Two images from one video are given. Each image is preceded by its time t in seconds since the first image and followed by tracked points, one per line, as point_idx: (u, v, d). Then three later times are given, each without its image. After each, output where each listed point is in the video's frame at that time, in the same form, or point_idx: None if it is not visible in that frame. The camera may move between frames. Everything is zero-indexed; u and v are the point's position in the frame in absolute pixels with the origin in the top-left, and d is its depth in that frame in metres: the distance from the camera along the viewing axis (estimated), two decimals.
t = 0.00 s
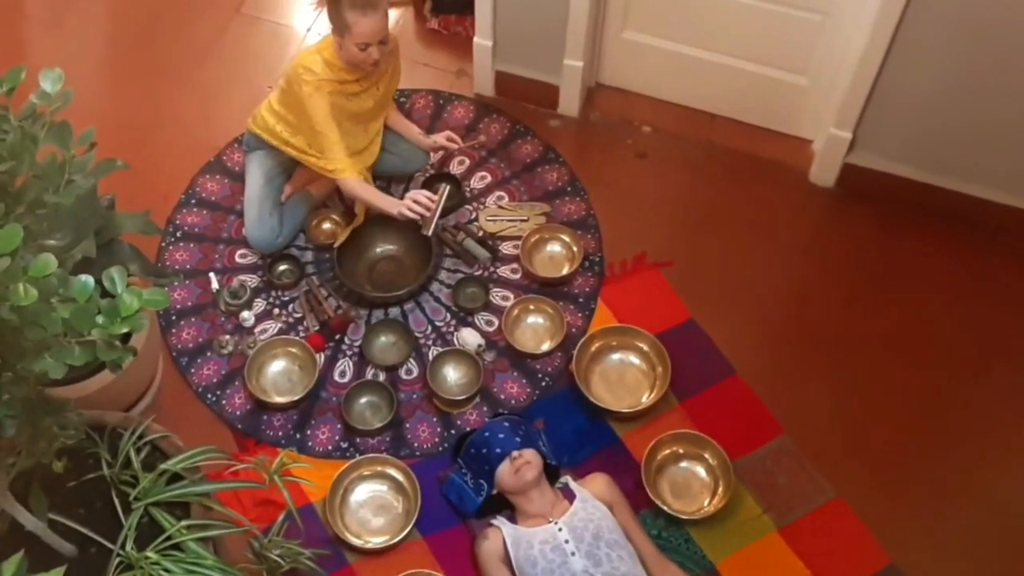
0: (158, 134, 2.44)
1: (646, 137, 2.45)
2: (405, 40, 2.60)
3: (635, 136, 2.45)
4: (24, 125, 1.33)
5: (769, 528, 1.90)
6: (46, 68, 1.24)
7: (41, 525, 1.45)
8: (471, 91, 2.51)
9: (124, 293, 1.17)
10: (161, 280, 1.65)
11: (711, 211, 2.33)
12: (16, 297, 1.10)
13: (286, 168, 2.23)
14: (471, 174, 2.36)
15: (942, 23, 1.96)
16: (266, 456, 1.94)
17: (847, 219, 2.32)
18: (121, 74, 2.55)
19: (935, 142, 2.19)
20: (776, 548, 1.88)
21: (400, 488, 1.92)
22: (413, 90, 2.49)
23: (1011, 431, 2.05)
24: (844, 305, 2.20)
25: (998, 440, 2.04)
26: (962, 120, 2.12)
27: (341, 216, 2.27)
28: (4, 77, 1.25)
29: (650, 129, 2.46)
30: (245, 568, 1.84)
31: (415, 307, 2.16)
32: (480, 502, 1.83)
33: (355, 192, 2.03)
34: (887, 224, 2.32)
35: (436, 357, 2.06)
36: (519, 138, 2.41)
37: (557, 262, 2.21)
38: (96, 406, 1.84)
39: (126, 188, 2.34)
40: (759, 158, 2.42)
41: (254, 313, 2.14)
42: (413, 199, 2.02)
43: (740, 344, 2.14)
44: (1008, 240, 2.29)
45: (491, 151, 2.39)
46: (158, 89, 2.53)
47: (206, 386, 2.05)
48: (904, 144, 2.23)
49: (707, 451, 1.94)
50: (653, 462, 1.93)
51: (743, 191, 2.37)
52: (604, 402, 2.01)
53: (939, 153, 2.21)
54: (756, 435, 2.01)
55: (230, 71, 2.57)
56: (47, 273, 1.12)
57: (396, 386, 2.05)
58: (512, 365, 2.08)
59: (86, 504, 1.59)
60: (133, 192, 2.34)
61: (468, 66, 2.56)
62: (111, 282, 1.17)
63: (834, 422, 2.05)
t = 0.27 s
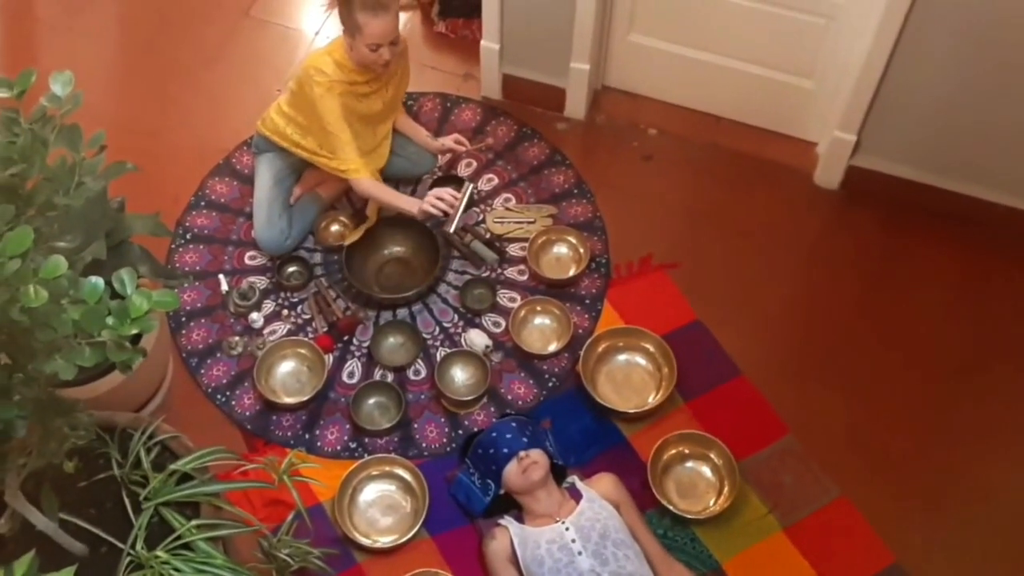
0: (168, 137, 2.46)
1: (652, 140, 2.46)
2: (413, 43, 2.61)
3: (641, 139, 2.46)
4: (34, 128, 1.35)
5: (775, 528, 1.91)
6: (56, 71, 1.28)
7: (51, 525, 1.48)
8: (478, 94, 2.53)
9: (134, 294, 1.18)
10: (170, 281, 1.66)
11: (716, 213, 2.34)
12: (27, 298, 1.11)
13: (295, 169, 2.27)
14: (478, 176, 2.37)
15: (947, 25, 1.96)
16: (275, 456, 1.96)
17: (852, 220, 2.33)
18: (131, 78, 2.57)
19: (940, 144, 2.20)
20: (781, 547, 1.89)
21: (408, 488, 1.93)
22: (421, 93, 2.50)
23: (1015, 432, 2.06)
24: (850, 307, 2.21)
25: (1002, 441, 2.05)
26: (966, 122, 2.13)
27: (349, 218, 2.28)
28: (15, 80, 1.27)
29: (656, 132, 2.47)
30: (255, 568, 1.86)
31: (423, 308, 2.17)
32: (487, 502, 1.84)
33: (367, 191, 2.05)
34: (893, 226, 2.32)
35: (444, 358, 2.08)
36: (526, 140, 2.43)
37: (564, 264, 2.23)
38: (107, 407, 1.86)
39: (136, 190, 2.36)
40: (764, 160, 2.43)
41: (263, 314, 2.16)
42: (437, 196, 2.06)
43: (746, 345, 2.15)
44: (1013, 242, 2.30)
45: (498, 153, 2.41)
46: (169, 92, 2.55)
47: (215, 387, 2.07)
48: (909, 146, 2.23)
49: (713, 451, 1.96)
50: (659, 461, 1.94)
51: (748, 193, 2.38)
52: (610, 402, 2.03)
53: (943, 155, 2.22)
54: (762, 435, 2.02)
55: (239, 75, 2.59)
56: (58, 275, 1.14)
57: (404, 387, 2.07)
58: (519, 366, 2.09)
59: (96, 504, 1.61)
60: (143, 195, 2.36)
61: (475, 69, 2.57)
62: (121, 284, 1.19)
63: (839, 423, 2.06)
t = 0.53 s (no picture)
0: (179, 137, 2.48)
1: (659, 139, 2.47)
2: (422, 44, 2.63)
3: (649, 138, 2.47)
4: (46, 128, 1.37)
5: (781, 524, 1.92)
6: (66, 72, 1.29)
7: (64, 521, 1.51)
8: (487, 94, 2.54)
9: (144, 293, 1.19)
10: (181, 280, 1.70)
11: (723, 212, 2.35)
12: (39, 296, 1.13)
13: (305, 170, 2.27)
14: (486, 176, 2.39)
15: (953, 25, 1.97)
16: (285, 453, 1.97)
17: (858, 219, 2.34)
18: (142, 79, 2.59)
19: (946, 143, 2.20)
20: (787, 544, 1.90)
21: (417, 485, 1.95)
22: (430, 93, 2.52)
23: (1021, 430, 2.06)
24: (857, 306, 2.22)
25: (1008, 439, 2.05)
26: (972, 122, 2.13)
27: (359, 218, 2.31)
28: (26, 80, 1.29)
29: (663, 132, 2.48)
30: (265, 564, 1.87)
31: (432, 307, 2.19)
32: (496, 498, 1.87)
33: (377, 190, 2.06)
34: (900, 225, 2.33)
35: (452, 356, 2.09)
36: (534, 140, 2.44)
37: (572, 263, 2.24)
38: (119, 405, 1.88)
39: (147, 190, 2.38)
40: (771, 159, 2.44)
41: (273, 313, 2.18)
42: (453, 195, 2.06)
43: (753, 344, 2.16)
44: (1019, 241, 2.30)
45: (507, 153, 2.42)
46: (179, 93, 2.57)
47: (226, 385, 2.08)
48: (915, 145, 2.24)
49: (720, 449, 1.97)
50: (666, 459, 1.96)
51: (755, 192, 2.39)
52: (618, 400, 2.04)
53: (949, 155, 2.23)
54: (768, 433, 2.03)
55: (249, 75, 2.60)
56: (69, 274, 1.15)
57: (413, 385, 2.08)
58: (528, 364, 2.11)
59: (108, 501, 1.62)
60: (154, 195, 2.38)
61: (483, 70, 2.59)
62: (132, 283, 1.20)
63: (846, 421, 2.06)
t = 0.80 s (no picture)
0: (190, 137, 2.50)
1: (667, 139, 2.47)
2: (431, 44, 2.64)
3: (658, 138, 2.48)
4: (58, 126, 1.38)
5: (789, 523, 1.93)
6: (79, 71, 1.31)
7: (75, 518, 1.52)
8: (496, 94, 2.55)
9: (156, 290, 1.21)
10: (193, 278, 1.71)
11: (731, 212, 2.36)
12: (51, 293, 1.15)
13: (315, 169, 2.29)
14: (496, 175, 2.40)
15: (962, 25, 1.97)
16: (296, 451, 1.99)
17: (867, 219, 2.34)
18: (154, 78, 2.61)
19: (954, 143, 2.21)
20: (794, 542, 1.91)
21: (427, 482, 1.96)
22: (439, 93, 2.53)
23: None
24: (864, 305, 2.22)
25: (1016, 438, 2.05)
26: (981, 122, 2.13)
27: (369, 218, 2.33)
28: (39, 78, 1.31)
29: (672, 131, 2.49)
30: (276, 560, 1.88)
31: (441, 306, 2.20)
32: (505, 496, 1.87)
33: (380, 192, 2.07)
34: (909, 225, 2.33)
35: (462, 355, 2.10)
36: (543, 140, 2.45)
37: (581, 262, 2.25)
38: (131, 402, 1.89)
39: (159, 189, 2.40)
40: (780, 159, 2.44)
41: (283, 311, 2.19)
42: (463, 200, 2.05)
43: (762, 343, 2.17)
44: None
45: (516, 153, 2.43)
46: (191, 92, 2.59)
47: (236, 383, 2.10)
48: (924, 145, 2.24)
49: (728, 447, 1.97)
50: (674, 457, 1.96)
51: (764, 192, 2.39)
52: (627, 399, 2.05)
53: (958, 155, 2.23)
54: (776, 432, 2.04)
55: (260, 75, 2.62)
56: (84, 270, 1.17)
57: (422, 383, 2.09)
58: (536, 363, 2.12)
59: (120, 497, 1.64)
60: (165, 194, 2.39)
61: (493, 69, 2.60)
62: (144, 280, 1.21)
63: (854, 421, 2.07)
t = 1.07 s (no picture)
0: (203, 137, 2.51)
1: (679, 143, 2.48)
2: (444, 47, 2.65)
3: (669, 142, 2.48)
4: (73, 125, 1.40)
5: (796, 527, 1.93)
6: (95, 70, 1.32)
7: (86, 514, 1.53)
8: (508, 97, 2.56)
9: (170, 288, 1.22)
10: (205, 278, 1.70)
11: (741, 216, 2.36)
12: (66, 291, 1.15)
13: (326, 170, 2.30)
14: (507, 178, 2.40)
15: (975, 31, 1.97)
16: (305, 450, 2.00)
17: (877, 225, 2.34)
18: (168, 79, 2.63)
19: (966, 149, 2.20)
20: (802, 546, 1.91)
21: (435, 483, 1.97)
22: (451, 96, 2.54)
23: None
24: (874, 311, 2.22)
25: None
26: (993, 128, 2.13)
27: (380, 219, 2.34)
28: (54, 77, 1.32)
29: (683, 136, 2.49)
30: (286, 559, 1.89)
31: (451, 307, 2.21)
32: (513, 498, 1.88)
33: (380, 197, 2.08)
34: (920, 231, 2.33)
35: (471, 357, 2.11)
36: (554, 143, 2.46)
37: (591, 265, 2.25)
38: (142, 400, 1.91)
39: (172, 190, 2.42)
40: (791, 164, 2.44)
41: (294, 312, 2.20)
42: (464, 214, 2.08)
43: (771, 348, 2.17)
44: None
45: (527, 156, 2.44)
46: (204, 93, 2.60)
47: (247, 382, 2.11)
48: (936, 151, 2.24)
49: (736, 451, 1.97)
50: (682, 461, 1.97)
51: (774, 197, 2.39)
52: (636, 403, 2.05)
53: (969, 161, 2.23)
54: (785, 436, 2.04)
55: (273, 76, 2.64)
56: (98, 267, 1.17)
57: (432, 385, 2.10)
58: (546, 365, 2.12)
59: (131, 495, 1.65)
60: (178, 194, 2.41)
61: (505, 73, 2.61)
62: (158, 279, 1.22)
63: (863, 426, 2.07)
